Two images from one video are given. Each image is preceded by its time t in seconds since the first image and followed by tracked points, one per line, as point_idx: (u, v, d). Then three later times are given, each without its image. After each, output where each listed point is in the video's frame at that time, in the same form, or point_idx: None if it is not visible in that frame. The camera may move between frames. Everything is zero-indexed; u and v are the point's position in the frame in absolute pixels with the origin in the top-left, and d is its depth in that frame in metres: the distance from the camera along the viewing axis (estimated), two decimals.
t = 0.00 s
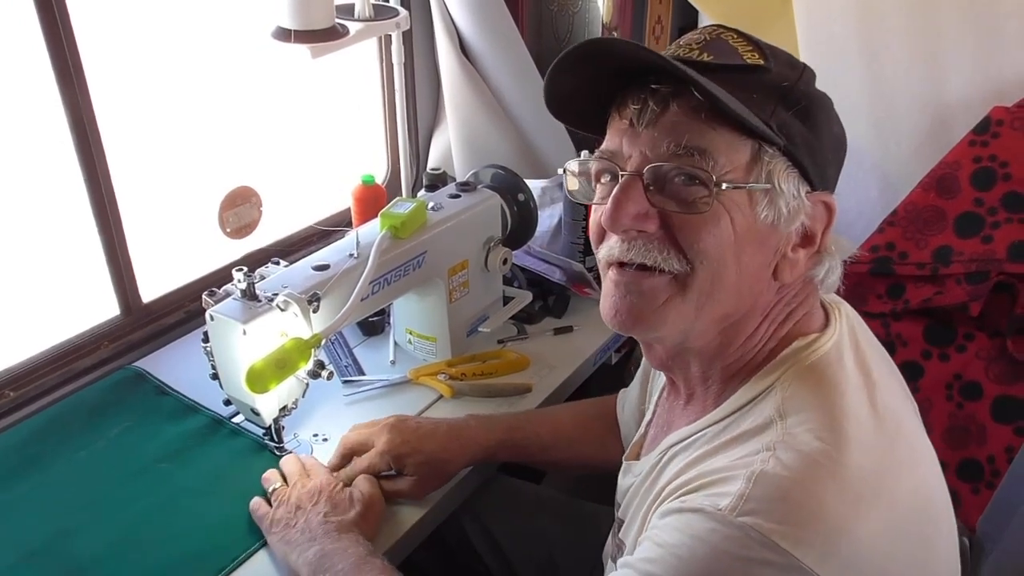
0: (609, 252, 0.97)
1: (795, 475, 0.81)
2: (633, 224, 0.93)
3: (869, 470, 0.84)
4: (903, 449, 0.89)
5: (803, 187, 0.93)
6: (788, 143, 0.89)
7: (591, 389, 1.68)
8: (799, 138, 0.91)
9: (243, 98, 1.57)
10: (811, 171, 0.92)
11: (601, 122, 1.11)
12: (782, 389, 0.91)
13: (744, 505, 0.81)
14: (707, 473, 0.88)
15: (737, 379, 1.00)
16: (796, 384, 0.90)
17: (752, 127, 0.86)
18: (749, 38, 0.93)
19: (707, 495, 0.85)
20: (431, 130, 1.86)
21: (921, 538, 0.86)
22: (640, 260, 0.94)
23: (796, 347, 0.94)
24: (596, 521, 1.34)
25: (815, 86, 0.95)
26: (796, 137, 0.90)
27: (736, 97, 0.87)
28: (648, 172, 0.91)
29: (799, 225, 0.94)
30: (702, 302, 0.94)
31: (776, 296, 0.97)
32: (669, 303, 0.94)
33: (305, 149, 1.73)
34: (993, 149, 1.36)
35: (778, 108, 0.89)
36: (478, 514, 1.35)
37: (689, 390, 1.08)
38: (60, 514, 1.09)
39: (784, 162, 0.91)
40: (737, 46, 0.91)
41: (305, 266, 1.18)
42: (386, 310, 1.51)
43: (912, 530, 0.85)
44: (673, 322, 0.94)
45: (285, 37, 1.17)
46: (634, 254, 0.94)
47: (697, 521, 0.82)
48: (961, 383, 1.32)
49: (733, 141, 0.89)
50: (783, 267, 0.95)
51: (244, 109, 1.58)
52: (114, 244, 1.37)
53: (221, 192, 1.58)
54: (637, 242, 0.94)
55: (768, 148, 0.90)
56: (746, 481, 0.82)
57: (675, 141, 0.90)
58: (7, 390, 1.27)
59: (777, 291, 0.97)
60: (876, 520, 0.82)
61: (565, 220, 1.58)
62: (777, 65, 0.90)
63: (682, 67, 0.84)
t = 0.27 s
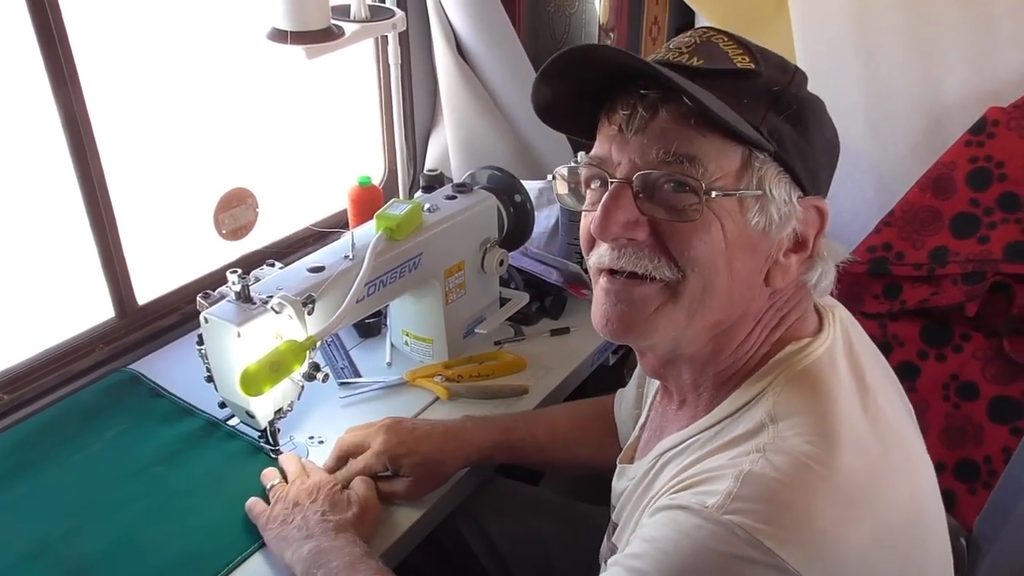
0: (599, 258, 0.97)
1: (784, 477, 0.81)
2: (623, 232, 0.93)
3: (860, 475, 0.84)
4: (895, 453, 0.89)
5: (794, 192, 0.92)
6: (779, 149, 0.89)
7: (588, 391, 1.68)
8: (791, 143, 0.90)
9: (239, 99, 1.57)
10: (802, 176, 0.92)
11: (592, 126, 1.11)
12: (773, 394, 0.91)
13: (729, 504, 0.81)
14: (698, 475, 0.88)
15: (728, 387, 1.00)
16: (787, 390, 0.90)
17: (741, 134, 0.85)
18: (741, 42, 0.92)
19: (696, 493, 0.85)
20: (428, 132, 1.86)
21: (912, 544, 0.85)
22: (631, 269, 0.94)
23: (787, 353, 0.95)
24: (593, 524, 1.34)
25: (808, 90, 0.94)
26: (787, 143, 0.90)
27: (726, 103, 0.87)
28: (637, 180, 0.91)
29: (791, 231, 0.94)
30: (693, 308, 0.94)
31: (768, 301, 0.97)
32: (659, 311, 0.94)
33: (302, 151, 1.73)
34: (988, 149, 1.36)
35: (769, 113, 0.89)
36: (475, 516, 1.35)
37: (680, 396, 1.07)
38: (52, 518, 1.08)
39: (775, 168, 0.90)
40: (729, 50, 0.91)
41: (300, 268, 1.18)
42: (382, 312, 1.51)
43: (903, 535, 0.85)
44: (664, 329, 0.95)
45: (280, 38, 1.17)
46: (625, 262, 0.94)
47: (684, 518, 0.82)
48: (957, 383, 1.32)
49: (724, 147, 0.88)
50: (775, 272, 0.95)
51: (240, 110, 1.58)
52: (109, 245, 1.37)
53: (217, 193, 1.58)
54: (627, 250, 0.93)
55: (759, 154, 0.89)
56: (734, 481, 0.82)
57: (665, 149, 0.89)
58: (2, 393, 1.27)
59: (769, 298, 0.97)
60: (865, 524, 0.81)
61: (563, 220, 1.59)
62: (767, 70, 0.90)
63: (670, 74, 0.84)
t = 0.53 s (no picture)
0: (587, 264, 0.98)
1: (773, 481, 0.81)
2: (609, 237, 0.93)
3: (850, 477, 0.84)
4: (887, 456, 0.89)
5: (782, 195, 0.92)
6: (765, 152, 0.89)
7: (585, 390, 1.68)
8: (778, 146, 0.90)
9: (234, 100, 1.56)
10: (790, 179, 0.91)
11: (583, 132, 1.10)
12: (762, 398, 0.91)
13: (718, 508, 0.81)
14: (688, 478, 0.88)
15: (716, 391, 1.00)
16: (776, 394, 0.90)
17: (726, 138, 0.85)
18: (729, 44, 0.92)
19: (685, 498, 0.85)
20: (424, 132, 1.85)
21: (904, 546, 0.85)
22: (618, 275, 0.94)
23: (776, 356, 0.94)
24: (590, 524, 1.34)
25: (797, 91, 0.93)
26: (774, 146, 0.90)
27: (711, 108, 0.87)
28: (624, 184, 0.91)
29: (779, 234, 0.93)
30: (679, 316, 0.94)
31: (758, 304, 0.97)
32: (647, 317, 0.94)
33: (297, 152, 1.73)
34: (983, 148, 1.36)
35: (756, 116, 0.88)
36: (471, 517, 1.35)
37: (667, 400, 1.08)
38: (45, 522, 1.08)
39: (762, 171, 0.90)
40: (715, 52, 0.90)
41: (295, 269, 1.17)
42: (378, 312, 1.51)
43: (895, 537, 0.84)
44: (652, 337, 0.95)
45: (275, 38, 1.16)
46: (611, 268, 0.94)
47: (672, 523, 0.83)
48: (953, 381, 1.32)
49: (709, 152, 0.88)
50: (764, 275, 0.95)
51: (235, 111, 1.57)
52: (103, 247, 1.36)
53: (212, 194, 1.57)
54: (613, 257, 0.94)
55: (745, 158, 0.89)
56: (723, 486, 0.82)
57: (649, 155, 0.89)
58: None
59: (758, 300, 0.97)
60: (854, 526, 0.81)
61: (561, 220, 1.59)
62: (755, 71, 0.89)
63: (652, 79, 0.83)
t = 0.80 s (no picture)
0: (582, 263, 0.98)
1: (772, 480, 0.81)
2: (603, 238, 0.93)
3: (849, 476, 0.84)
4: (885, 454, 0.89)
5: (778, 194, 0.92)
6: (761, 151, 0.89)
7: (583, 390, 1.68)
8: (773, 145, 0.90)
9: (229, 100, 1.56)
10: (786, 178, 0.91)
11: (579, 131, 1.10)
12: (760, 398, 0.91)
13: (718, 510, 0.81)
14: (687, 479, 0.88)
15: (712, 391, 1.00)
16: (774, 394, 0.90)
17: (721, 137, 0.85)
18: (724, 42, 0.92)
19: (685, 499, 0.85)
20: (421, 132, 1.85)
21: (903, 544, 0.85)
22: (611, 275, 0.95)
23: (773, 355, 0.94)
24: (589, 525, 1.34)
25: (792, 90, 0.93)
26: (770, 145, 0.89)
27: (705, 106, 0.86)
28: (619, 184, 0.91)
29: (775, 234, 0.93)
30: (674, 319, 0.94)
31: (755, 304, 0.97)
32: (642, 320, 0.95)
33: (293, 153, 1.72)
34: (979, 147, 1.36)
35: (751, 115, 0.88)
36: (470, 517, 1.33)
37: (664, 399, 1.08)
38: (42, 524, 1.07)
39: (758, 170, 0.90)
40: (710, 50, 0.90)
41: (292, 269, 1.17)
42: (375, 313, 1.50)
43: (894, 535, 0.84)
44: (648, 339, 0.95)
45: (271, 38, 1.16)
46: (604, 268, 0.95)
47: (672, 524, 0.83)
48: (950, 380, 1.32)
49: (704, 151, 0.88)
50: (760, 274, 0.95)
51: (231, 111, 1.57)
52: (99, 249, 1.36)
53: (208, 195, 1.57)
54: (607, 257, 0.94)
55: (740, 157, 0.89)
56: (723, 486, 0.82)
57: (643, 154, 0.89)
58: None
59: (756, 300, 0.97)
60: (854, 524, 0.81)
61: (557, 221, 1.59)
62: (749, 70, 0.89)
63: (644, 78, 0.83)
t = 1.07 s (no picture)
0: (596, 251, 0.99)
1: (792, 480, 0.81)
2: (620, 225, 0.94)
3: (869, 476, 0.84)
4: (902, 454, 0.89)
5: (798, 181, 0.92)
6: (782, 138, 0.89)
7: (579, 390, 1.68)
8: (793, 132, 0.90)
9: (225, 100, 1.56)
10: (806, 165, 0.91)
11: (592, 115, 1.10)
12: (778, 395, 0.90)
13: (738, 510, 0.81)
14: (704, 477, 0.88)
15: (732, 381, 1.01)
16: (793, 391, 0.90)
17: (740, 122, 0.85)
18: (745, 29, 0.92)
19: (702, 499, 0.85)
20: (416, 132, 1.85)
21: (919, 544, 0.86)
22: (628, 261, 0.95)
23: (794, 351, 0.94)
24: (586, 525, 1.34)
25: (813, 77, 0.93)
26: (790, 131, 0.89)
27: (725, 92, 0.87)
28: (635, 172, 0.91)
29: (795, 222, 0.93)
30: (691, 304, 0.94)
31: (772, 294, 0.97)
32: (659, 305, 0.95)
33: (289, 153, 1.72)
34: (975, 147, 1.37)
35: (771, 102, 0.88)
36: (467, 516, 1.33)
37: (683, 390, 1.08)
38: (38, 526, 1.07)
39: (779, 157, 0.90)
40: (730, 37, 0.90)
41: (288, 270, 1.17)
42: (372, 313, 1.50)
43: (910, 535, 0.85)
44: (664, 325, 0.95)
45: (267, 39, 1.16)
46: (620, 254, 0.95)
47: (689, 525, 0.83)
48: (946, 380, 1.33)
49: (722, 138, 0.88)
50: (779, 263, 0.95)
51: (227, 111, 1.57)
52: (95, 249, 1.35)
53: (204, 196, 1.56)
54: (623, 243, 0.95)
55: (761, 143, 0.89)
56: (742, 486, 0.82)
57: (662, 141, 0.90)
58: None
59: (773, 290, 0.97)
60: (873, 525, 0.81)
61: (552, 221, 1.59)
62: (770, 57, 0.89)
63: (663, 61, 0.83)
